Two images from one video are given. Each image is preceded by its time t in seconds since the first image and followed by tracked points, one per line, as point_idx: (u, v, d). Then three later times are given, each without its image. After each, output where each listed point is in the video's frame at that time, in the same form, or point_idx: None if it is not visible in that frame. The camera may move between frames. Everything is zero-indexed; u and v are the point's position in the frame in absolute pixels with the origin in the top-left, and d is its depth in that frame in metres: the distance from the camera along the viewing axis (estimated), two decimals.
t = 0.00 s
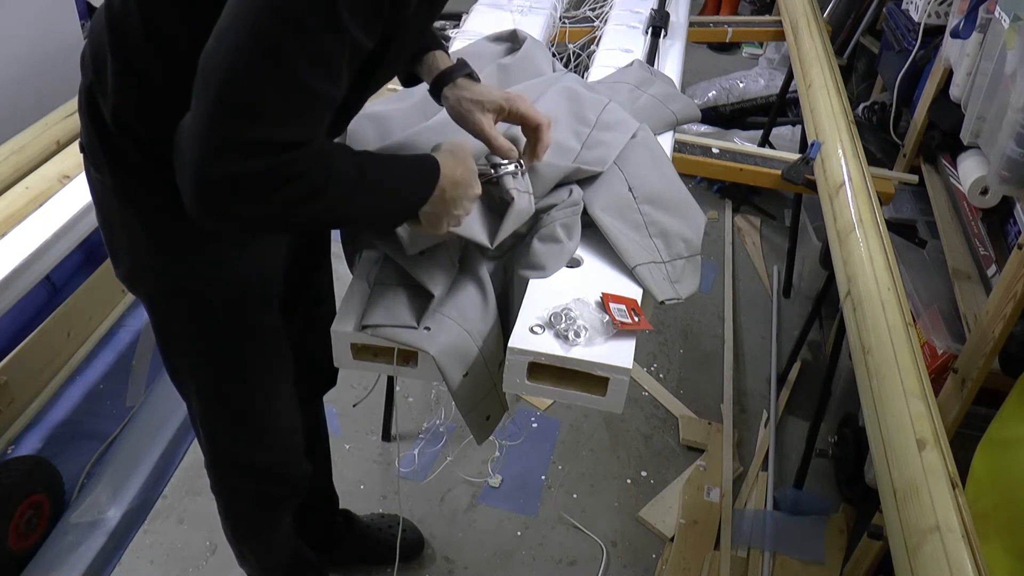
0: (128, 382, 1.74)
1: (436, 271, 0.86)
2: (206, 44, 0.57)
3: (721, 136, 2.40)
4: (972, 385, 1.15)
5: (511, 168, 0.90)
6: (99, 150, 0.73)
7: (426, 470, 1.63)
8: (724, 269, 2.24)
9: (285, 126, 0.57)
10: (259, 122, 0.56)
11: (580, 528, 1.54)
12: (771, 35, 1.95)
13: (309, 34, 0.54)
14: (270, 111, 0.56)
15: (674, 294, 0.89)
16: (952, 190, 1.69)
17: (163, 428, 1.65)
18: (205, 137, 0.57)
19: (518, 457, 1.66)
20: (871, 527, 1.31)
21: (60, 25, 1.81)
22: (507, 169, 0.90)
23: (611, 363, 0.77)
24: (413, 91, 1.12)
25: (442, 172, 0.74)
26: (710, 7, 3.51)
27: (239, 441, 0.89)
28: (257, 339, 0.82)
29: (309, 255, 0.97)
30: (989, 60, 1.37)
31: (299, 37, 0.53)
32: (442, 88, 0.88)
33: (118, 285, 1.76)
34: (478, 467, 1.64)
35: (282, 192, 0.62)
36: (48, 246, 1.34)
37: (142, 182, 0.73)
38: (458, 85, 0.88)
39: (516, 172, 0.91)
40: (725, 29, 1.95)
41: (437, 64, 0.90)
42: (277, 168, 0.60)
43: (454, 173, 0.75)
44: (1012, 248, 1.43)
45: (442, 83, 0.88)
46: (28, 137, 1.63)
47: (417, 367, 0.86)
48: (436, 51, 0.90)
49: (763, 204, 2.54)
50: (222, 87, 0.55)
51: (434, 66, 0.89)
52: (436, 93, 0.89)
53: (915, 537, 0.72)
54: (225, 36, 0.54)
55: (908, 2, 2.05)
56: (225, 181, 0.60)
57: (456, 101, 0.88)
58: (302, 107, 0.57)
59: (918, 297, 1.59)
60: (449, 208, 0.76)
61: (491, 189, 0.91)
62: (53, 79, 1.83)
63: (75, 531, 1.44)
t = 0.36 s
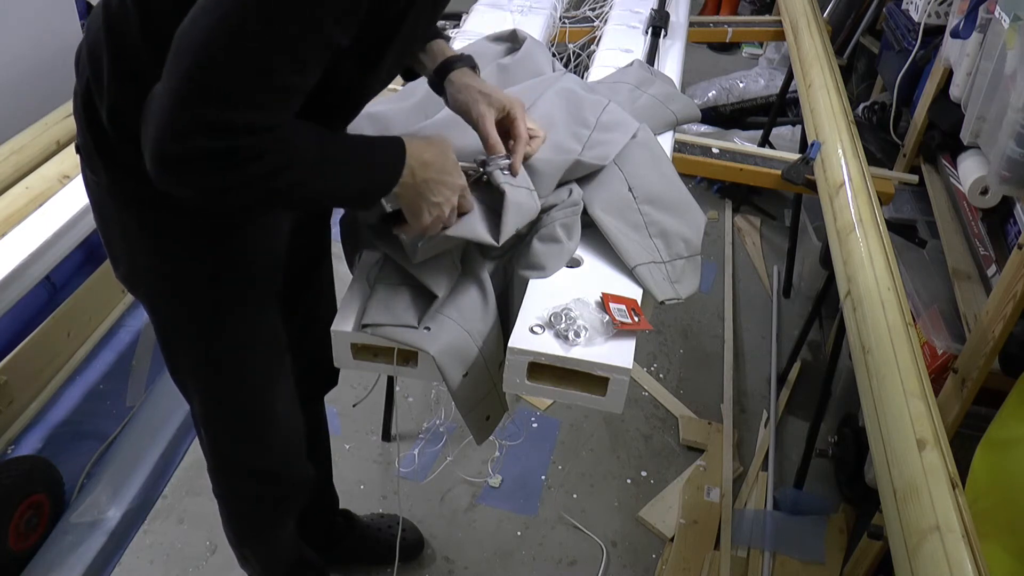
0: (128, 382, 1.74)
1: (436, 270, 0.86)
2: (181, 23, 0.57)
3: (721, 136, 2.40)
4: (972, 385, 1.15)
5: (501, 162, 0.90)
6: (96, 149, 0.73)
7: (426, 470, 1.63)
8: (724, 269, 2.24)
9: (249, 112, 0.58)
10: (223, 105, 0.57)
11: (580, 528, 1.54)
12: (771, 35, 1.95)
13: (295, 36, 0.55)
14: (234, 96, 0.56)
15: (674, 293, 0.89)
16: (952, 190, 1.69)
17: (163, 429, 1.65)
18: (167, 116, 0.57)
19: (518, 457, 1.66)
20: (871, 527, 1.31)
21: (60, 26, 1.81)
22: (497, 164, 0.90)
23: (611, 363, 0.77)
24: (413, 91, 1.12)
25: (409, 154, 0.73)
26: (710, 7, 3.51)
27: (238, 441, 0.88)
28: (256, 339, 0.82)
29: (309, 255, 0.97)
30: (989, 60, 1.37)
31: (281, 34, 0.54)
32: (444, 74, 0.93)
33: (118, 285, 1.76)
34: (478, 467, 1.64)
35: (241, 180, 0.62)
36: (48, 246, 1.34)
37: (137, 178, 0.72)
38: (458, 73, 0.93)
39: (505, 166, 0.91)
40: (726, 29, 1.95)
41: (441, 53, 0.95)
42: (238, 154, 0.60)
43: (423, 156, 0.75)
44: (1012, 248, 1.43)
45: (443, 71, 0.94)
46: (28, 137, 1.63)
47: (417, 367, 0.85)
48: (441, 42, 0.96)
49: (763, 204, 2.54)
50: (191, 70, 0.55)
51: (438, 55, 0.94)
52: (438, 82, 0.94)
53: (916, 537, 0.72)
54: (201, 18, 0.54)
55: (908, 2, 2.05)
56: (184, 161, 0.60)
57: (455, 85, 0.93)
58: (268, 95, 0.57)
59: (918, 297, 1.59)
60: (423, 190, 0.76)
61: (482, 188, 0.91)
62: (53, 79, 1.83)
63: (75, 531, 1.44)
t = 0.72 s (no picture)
0: (128, 382, 1.74)
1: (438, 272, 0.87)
2: (158, 18, 0.57)
3: (721, 136, 2.40)
4: (971, 385, 1.15)
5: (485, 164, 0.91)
6: (91, 147, 0.73)
7: (426, 471, 1.63)
8: (724, 269, 2.24)
9: (222, 108, 0.58)
10: (196, 100, 0.57)
11: (580, 528, 1.54)
12: (771, 35, 1.95)
13: (273, 31, 0.55)
14: (207, 92, 0.57)
15: (674, 293, 0.89)
16: (952, 190, 1.69)
17: (163, 428, 1.65)
18: (142, 108, 0.58)
19: (518, 457, 1.66)
20: (871, 527, 1.31)
21: (60, 26, 1.81)
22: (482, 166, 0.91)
23: (611, 363, 0.76)
24: (413, 91, 1.12)
25: (388, 155, 0.74)
26: (710, 7, 3.51)
27: (238, 442, 0.88)
28: (255, 340, 0.82)
29: (307, 255, 0.97)
30: (989, 60, 1.37)
31: (256, 29, 0.54)
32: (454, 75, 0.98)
33: (118, 285, 1.76)
34: (478, 467, 1.64)
35: (215, 174, 0.62)
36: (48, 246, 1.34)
37: (130, 184, 0.72)
38: (467, 75, 0.97)
39: (488, 166, 0.91)
40: (725, 29, 1.95)
41: (459, 58, 1.00)
42: (211, 148, 0.60)
43: (403, 157, 0.75)
44: (1012, 248, 1.43)
45: (458, 74, 0.98)
46: (28, 137, 1.63)
47: (417, 367, 0.85)
48: (461, 46, 1.00)
49: (763, 205, 2.54)
50: (167, 63, 0.55)
51: (452, 57, 0.99)
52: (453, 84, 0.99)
53: (916, 537, 0.72)
54: (178, 12, 0.55)
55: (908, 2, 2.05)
56: (159, 153, 0.60)
57: (461, 86, 0.97)
58: (242, 92, 0.58)
59: (918, 297, 1.59)
60: (407, 191, 0.76)
61: (469, 193, 0.90)
62: (53, 79, 1.83)
63: (75, 531, 1.44)
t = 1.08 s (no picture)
0: (128, 382, 1.74)
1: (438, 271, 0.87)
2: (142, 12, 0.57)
3: (721, 136, 2.40)
4: (972, 385, 1.15)
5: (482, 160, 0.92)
6: (88, 146, 0.73)
7: (426, 471, 1.63)
8: (724, 269, 2.24)
9: (208, 100, 0.58)
10: (181, 91, 0.57)
11: (580, 528, 1.54)
12: (771, 35, 1.95)
13: (260, 25, 0.55)
14: (193, 84, 0.56)
15: (674, 293, 0.89)
16: (952, 190, 1.69)
17: (162, 428, 1.65)
18: (128, 103, 0.58)
19: (518, 457, 1.66)
20: (871, 527, 1.31)
21: (60, 26, 1.81)
22: (478, 162, 0.92)
23: (611, 363, 0.76)
24: (413, 90, 1.12)
25: (377, 152, 0.74)
26: (710, 7, 3.51)
27: (237, 441, 0.88)
28: (253, 339, 0.82)
29: (306, 255, 0.97)
30: (989, 60, 1.37)
31: (243, 24, 0.55)
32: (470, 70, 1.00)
33: (118, 285, 1.76)
34: (478, 467, 1.64)
35: (205, 167, 0.62)
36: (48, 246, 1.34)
37: (126, 185, 0.71)
38: (482, 72, 0.99)
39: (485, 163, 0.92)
40: (726, 29, 1.95)
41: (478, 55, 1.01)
42: (199, 140, 0.60)
43: (394, 155, 0.76)
44: (1012, 248, 1.43)
45: (475, 69, 0.99)
46: (28, 138, 1.63)
47: (417, 367, 0.85)
48: (483, 43, 1.02)
49: (764, 205, 2.54)
50: (150, 56, 0.55)
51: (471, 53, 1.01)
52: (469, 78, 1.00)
53: (916, 537, 0.72)
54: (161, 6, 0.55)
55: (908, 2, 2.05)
56: (146, 145, 0.60)
57: (474, 81, 0.99)
58: (226, 85, 0.57)
59: (918, 297, 1.59)
60: (397, 188, 0.77)
61: (464, 188, 0.91)
62: (53, 79, 1.83)
63: (75, 531, 1.44)
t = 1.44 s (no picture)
0: (128, 382, 1.74)
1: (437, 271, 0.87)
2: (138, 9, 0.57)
3: (721, 136, 2.40)
4: (972, 385, 1.15)
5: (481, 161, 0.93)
6: (86, 146, 0.73)
7: (426, 470, 1.63)
8: (724, 269, 2.24)
9: (205, 99, 0.58)
10: (179, 91, 0.57)
11: (580, 528, 1.54)
12: (771, 35, 1.95)
13: (257, 24, 0.55)
14: (192, 84, 0.56)
15: (674, 293, 0.89)
16: (952, 190, 1.69)
17: (162, 428, 1.65)
18: (126, 102, 0.57)
19: (518, 457, 1.66)
20: (871, 527, 1.31)
21: (59, 26, 1.81)
22: (477, 162, 0.93)
23: (611, 364, 0.76)
24: (414, 90, 1.12)
25: (372, 153, 0.75)
26: (710, 7, 3.51)
27: (236, 441, 0.88)
28: (253, 339, 0.82)
29: (306, 255, 0.97)
30: (989, 60, 1.37)
31: (242, 25, 0.55)
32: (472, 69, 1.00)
33: (118, 285, 1.76)
34: (478, 467, 1.64)
35: (203, 167, 0.62)
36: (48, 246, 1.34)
37: (123, 184, 0.71)
38: (484, 72, 0.99)
39: (484, 164, 0.93)
40: (725, 30, 1.95)
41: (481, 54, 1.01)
42: (198, 139, 0.60)
43: (389, 156, 0.76)
44: (1012, 248, 1.43)
45: (479, 68, 1.00)
46: (27, 138, 1.63)
47: (417, 367, 0.85)
48: (486, 43, 1.02)
49: (764, 205, 2.54)
50: (148, 55, 0.55)
51: (474, 52, 1.01)
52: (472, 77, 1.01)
53: (916, 536, 0.72)
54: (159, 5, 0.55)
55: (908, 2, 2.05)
56: (144, 144, 0.60)
57: (477, 80, 0.99)
58: (223, 84, 0.57)
59: (918, 296, 1.59)
60: (392, 189, 0.77)
61: (463, 188, 0.91)
62: (53, 79, 1.83)
63: (75, 531, 1.44)
